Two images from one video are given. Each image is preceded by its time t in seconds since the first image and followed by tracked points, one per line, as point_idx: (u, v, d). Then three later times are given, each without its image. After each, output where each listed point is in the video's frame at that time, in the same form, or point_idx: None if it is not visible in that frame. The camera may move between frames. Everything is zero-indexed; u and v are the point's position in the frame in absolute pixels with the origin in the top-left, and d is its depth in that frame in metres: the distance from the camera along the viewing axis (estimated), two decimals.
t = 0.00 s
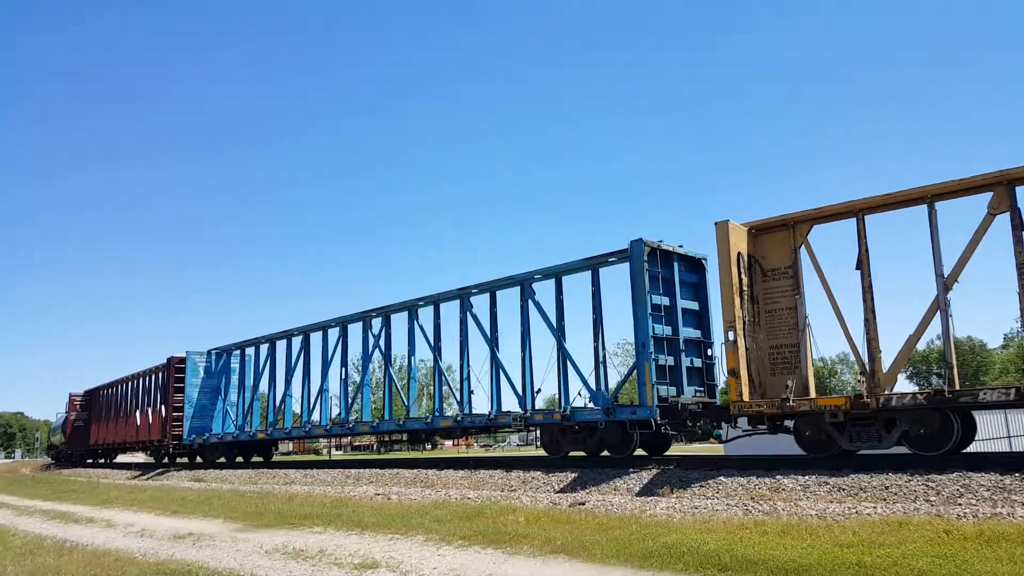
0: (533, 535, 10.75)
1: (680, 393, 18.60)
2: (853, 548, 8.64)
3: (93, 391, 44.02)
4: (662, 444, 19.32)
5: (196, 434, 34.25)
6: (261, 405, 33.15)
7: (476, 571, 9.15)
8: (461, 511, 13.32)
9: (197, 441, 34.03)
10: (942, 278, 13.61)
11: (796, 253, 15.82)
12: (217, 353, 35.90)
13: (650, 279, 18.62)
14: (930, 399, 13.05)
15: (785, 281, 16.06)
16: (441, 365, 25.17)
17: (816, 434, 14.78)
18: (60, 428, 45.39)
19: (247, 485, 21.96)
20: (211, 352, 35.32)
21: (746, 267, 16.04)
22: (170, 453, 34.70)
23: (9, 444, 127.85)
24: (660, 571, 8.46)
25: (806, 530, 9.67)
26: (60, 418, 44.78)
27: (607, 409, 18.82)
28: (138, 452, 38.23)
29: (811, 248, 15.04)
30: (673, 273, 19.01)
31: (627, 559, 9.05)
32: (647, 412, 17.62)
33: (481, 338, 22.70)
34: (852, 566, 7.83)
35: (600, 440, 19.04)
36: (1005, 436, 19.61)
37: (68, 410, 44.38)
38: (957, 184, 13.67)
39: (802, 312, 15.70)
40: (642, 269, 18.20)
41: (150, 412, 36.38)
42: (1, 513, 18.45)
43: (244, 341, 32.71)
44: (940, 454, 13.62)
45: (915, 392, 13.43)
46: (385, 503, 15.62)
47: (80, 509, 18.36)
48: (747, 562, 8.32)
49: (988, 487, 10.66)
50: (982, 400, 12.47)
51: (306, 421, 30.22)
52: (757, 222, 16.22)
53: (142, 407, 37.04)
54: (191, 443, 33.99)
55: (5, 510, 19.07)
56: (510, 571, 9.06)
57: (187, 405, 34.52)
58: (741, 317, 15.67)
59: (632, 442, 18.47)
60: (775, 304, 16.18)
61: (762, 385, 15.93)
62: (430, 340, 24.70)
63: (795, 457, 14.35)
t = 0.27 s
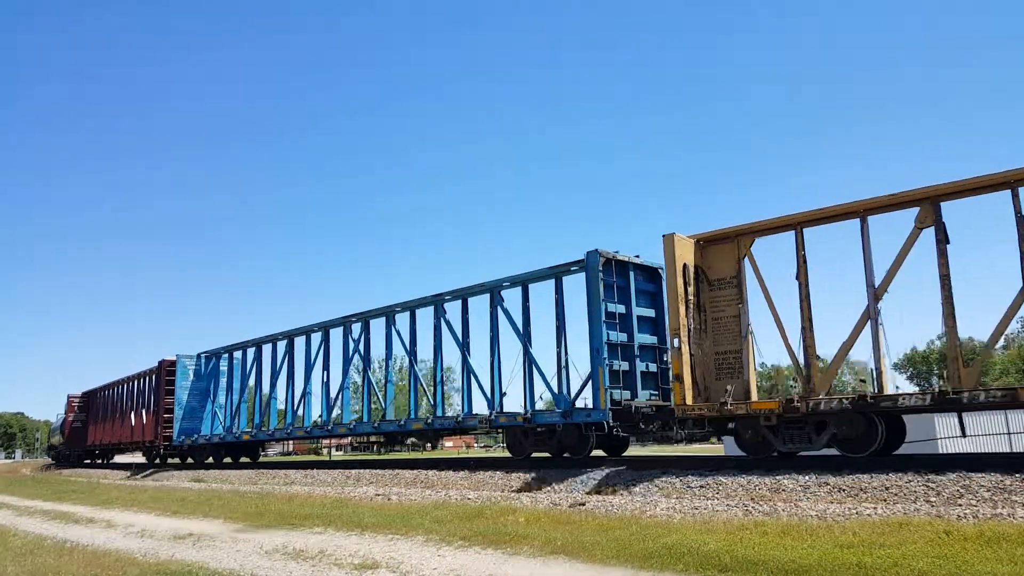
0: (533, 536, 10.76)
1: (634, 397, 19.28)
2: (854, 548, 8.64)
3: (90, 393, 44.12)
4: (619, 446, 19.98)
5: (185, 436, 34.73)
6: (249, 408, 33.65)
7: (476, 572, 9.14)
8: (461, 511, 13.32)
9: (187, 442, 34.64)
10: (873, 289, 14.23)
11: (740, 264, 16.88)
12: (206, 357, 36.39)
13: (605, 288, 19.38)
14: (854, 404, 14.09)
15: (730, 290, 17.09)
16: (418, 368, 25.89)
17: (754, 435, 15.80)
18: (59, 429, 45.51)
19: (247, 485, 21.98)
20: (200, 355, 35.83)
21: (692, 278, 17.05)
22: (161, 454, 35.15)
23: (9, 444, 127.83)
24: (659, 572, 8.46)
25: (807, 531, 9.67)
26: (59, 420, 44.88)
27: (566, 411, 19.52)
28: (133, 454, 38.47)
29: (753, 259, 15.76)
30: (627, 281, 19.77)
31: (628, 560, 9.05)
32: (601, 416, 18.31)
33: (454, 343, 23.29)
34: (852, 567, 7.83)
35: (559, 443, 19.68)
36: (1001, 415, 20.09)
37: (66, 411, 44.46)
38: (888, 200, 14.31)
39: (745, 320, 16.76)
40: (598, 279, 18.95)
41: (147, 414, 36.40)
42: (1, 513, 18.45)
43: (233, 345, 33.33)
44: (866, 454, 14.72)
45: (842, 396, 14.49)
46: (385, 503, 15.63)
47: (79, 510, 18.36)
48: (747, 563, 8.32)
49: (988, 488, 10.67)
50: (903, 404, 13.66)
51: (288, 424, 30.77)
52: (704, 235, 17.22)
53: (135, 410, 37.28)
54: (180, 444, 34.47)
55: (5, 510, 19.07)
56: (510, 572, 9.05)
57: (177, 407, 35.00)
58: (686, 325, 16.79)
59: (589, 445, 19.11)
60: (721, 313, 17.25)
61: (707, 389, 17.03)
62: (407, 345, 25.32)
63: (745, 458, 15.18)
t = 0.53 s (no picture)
0: (533, 537, 10.76)
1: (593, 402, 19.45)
2: (854, 549, 8.63)
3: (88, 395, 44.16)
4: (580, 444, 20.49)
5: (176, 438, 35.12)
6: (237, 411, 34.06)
7: (477, 573, 9.14)
8: (462, 513, 13.32)
9: (177, 445, 34.98)
10: (810, 299, 15.41)
11: (689, 274, 17.70)
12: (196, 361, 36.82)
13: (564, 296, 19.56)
14: (786, 409, 14.69)
15: (681, 298, 17.93)
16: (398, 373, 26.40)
17: (696, 440, 16.47)
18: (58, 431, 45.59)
19: (247, 486, 21.99)
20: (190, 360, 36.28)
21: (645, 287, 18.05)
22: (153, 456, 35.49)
23: (9, 446, 127.80)
24: (659, 573, 8.46)
25: (808, 532, 9.66)
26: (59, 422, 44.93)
27: (528, 416, 19.81)
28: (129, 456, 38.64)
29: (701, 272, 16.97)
30: (587, 290, 19.88)
31: (628, 561, 9.05)
32: (558, 419, 18.67)
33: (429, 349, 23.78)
34: (853, 568, 7.83)
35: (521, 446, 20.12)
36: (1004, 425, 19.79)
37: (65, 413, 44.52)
38: (822, 216, 15.29)
39: (692, 328, 17.63)
40: (556, 287, 19.19)
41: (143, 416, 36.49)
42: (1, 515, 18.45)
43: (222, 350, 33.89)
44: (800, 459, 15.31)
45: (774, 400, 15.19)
46: (385, 504, 15.63)
47: (80, 511, 18.36)
48: (747, 564, 8.32)
49: (988, 489, 10.67)
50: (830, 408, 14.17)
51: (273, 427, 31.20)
52: (657, 246, 18.17)
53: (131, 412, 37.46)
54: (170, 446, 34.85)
55: (6, 512, 19.06)
56: (510, 573, 9.05)
57: (167, 410, 35.41)
58: (637, 333, 17.75)
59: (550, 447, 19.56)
60: (671, 320, 18.17)
61: (658, 392, 17.97)
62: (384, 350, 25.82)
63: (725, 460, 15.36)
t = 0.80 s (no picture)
0: (533, 536, 10.77)
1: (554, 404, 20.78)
2: (853, 549, 8.65)
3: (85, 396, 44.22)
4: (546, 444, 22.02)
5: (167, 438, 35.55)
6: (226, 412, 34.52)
7: (476, 573, 9.14)
8: (461, 512, 13.33)
9: (167, 445, 35.50)
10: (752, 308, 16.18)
11: (643, 282, 18.60)
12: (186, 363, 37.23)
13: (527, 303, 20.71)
14: (724, 411, 15.69)
15: (635, 306, 18.85)
16: (375, 379, 27.34)
17: (646, 442, 17.55)
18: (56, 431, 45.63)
19: (247, 486, 22.02)
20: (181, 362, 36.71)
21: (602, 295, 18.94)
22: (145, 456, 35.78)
23: (8, 446, 127.77)
24: (658, 572, 8.47)
25: (807, 532, 9.68)
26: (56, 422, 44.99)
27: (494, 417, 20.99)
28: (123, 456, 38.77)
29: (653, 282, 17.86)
30: (549, 297, 21.15)
31: (627, 561, 9.05)
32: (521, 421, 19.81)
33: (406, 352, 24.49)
34: (852, 568, 7.84)
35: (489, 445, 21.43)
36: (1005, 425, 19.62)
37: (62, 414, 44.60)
38: (826, 215, 15.20)
39: (646, 334, 18.64)
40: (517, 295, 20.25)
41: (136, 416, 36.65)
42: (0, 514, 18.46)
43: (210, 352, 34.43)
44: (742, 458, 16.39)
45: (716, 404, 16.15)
46: (385, 504, 15.63)
47: (80, 511, 18.37)
48: (746, 564, 8.33)
49: (987, 489, 10.68)
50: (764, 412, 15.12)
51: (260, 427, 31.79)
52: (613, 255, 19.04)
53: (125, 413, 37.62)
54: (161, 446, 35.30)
55: (6, 511, 19.07)
56: (510, 573, 9.04)
57: (158, 411, 35.85)
58: (593, 338, 18.70)
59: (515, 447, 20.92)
60: (627, 327, 19.12)
61: (614, 396, 18.98)
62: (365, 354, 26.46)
63: (724, 460, 15.40)
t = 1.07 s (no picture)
0: (533, 535, 10.77)
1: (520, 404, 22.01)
2: (854, 548, 8.64)
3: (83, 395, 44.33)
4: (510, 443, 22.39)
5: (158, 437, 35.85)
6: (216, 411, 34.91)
7: (477, 571, 9.13)
8: (462, 510, 13.33)
9: (158, 444, 35.81)
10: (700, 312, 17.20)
11: (602, 288, 19.64)
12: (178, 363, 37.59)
13: (493, 307, 21.87)
14: (670, 412, 16.46)
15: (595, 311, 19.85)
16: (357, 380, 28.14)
17: (599, 439, 18.34)
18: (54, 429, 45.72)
19: (247, 484, 22.02)
20: (173, 362, 37.11)
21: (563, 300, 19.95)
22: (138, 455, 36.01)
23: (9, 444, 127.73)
24: (658, 571, 8.46)
25: (807, 530, 9.67)
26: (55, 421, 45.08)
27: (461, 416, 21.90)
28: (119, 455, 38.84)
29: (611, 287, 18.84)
30: (515, 302, 22.34)
31: (628, 559, 9.05)
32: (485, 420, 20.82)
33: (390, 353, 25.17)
34: (852, 567, 7.84)
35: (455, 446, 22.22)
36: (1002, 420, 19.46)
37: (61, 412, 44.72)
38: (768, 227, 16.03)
39: (604, 337, 19.64)
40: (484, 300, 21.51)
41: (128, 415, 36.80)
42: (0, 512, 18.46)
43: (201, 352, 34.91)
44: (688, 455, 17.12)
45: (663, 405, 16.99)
46: (385, 502, 15.63)
47: (79, 509, 18.36)
48: (747, 562, 8.32)
49: (988, 488, 10.67)
50: (704, 413, 15.87)
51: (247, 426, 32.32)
52: (574, 262, 20.08)
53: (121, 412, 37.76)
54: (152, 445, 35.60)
55: (6, 509, 19.06)
56: (509, 571, 9.03)
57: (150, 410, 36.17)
58: (553, 342, 19.66)
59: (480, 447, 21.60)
60: (587, 331, 20.05)
61: (573, 396, 19.88)
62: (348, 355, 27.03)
63: (724, 458, 15.42)
